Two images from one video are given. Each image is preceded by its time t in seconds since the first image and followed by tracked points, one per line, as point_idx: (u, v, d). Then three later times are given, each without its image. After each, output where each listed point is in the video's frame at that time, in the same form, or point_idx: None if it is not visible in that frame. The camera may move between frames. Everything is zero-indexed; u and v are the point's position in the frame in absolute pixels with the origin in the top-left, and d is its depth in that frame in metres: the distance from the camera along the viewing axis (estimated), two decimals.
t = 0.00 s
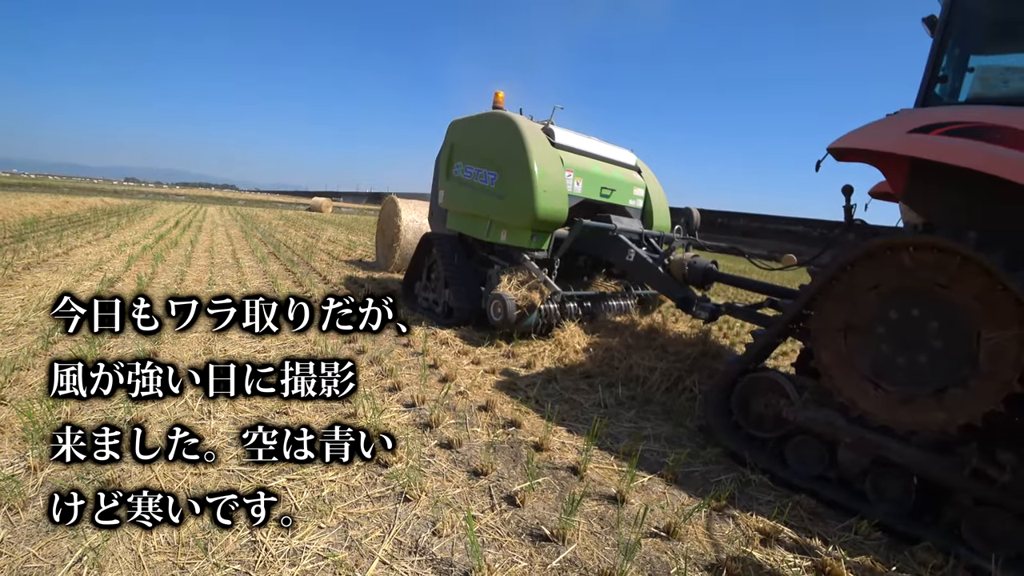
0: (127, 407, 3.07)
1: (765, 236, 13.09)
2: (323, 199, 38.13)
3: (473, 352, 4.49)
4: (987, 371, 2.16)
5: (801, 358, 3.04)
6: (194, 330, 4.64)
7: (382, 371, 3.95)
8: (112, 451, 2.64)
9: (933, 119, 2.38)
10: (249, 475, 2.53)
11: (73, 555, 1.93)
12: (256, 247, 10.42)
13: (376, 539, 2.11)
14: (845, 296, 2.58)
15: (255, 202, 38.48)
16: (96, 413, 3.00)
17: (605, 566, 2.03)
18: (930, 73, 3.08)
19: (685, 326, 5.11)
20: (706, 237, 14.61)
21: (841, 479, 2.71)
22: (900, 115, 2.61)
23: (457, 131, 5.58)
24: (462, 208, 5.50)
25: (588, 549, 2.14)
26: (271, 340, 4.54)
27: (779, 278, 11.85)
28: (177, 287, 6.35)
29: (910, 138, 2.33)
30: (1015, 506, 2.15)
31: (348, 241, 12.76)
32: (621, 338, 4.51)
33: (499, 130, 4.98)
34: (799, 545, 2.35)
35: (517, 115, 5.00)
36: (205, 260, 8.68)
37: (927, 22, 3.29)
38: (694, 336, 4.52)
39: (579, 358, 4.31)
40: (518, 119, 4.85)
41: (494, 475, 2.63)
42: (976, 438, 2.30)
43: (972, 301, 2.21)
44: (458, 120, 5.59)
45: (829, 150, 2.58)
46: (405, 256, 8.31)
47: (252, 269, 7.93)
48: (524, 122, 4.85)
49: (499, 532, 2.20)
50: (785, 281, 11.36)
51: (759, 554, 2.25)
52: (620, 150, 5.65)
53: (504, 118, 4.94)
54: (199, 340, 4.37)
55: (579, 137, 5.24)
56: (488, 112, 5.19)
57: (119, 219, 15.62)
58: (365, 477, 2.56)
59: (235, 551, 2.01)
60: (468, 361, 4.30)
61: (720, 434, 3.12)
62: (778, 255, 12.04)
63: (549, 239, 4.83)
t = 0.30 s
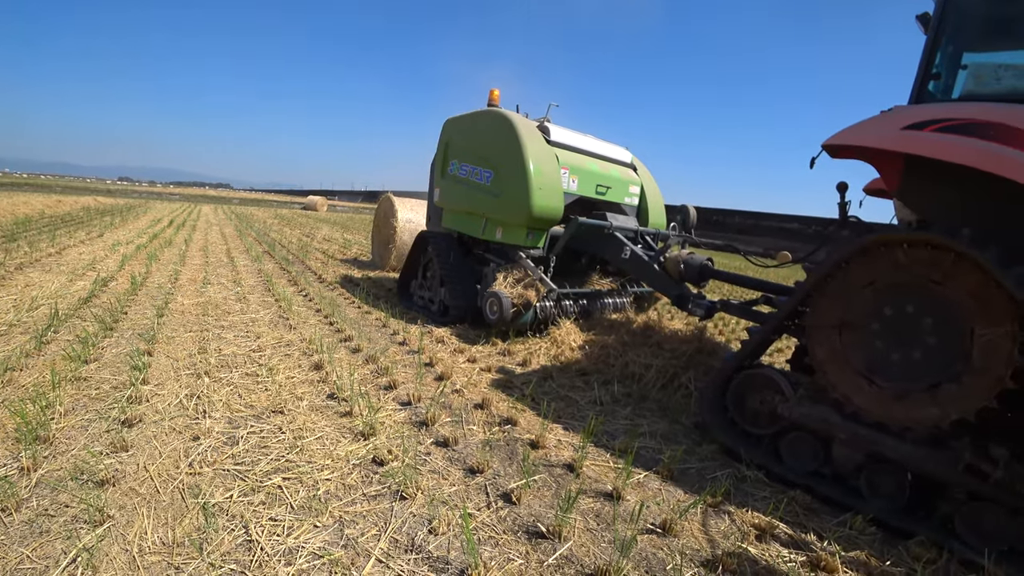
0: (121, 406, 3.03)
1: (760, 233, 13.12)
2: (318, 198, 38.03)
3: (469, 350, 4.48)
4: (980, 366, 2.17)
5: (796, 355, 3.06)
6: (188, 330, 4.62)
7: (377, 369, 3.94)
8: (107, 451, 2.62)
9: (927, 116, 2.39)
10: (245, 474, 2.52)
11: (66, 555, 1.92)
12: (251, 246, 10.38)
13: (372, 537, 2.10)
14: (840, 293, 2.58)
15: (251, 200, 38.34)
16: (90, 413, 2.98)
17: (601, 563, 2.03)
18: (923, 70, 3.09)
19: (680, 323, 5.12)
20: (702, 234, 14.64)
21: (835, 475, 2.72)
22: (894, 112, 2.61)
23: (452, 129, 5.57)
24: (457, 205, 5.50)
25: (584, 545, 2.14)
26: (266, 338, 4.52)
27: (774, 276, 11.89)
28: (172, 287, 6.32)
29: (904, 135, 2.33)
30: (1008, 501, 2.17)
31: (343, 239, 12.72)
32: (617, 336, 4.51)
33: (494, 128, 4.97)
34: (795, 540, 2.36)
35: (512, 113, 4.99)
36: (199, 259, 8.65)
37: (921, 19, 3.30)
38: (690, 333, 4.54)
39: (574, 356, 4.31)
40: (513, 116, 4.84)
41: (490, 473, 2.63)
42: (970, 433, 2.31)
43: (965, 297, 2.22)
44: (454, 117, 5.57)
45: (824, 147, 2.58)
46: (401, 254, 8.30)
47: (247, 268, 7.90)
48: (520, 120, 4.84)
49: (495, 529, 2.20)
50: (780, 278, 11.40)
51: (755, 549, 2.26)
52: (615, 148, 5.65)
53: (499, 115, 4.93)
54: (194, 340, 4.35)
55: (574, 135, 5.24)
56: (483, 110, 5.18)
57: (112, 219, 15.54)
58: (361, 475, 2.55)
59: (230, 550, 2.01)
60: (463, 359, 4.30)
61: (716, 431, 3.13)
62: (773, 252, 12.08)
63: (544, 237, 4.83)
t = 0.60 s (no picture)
0: (113, 408, 3.01)
1: (753, 232, 13.19)
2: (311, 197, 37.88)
3: (462, 351, 4.48)
4: (968, 364, 2.19)
5: (788, 353, 3.08)
6: (180, 331, 4.59)
7: (371, 370, 3.93)
8: (99, 455, 2.61)
9: (917, 116, 2.41)
10: (237, 476, 2.51)
11: (57, 560, 1.90)
12: (244, 246, 10.34)
13: (366, 538, 2.10)
14: (831, 291, 2.60)
15: (243, 200, 38.18)
16: (80, 416, 2.96)
17: (594, 562, 2.04)
18: (913, 70, 3.11)
19: (674, 323, 5.14)
20: (695, 233, 14.67)
21: (827, 472, 2.74)
22: (885, 112, 2.63)
23: (445, 129, 5.56)
24: (451, 205, 5.49)
25: (578, 544, 2.15)
26: (259, 340, 4.50)
27: (767, 275, 11.94)
28: (164, 288, 6.28)
29: (894, 135, 2.35)
30: (997, 496, 2.19)
31: (336, 239, 12.67)
32: (610, 335, 4.52)
33: (488, 128, 4.97)
34: (787, 538, 2.37)
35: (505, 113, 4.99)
36: (192, 260, 8.61)
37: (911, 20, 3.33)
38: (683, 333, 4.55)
39: (568, 356, 4.32)
40: (507, 117, 4.84)
41: (484, 473, 2.63)
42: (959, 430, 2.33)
43: (954, 296, 2.24)
44: (447, 117, 5.57)
45: (815, 147, 2.60)
46: (394, 255, 8.28)
47: (239, 268, 7.86)
48: (513, 120, 4.84)
49: (489, 530, 2.20)
50: (773, 277, 11.43)
51: (748, 547, 2.27)
52: (609, 147, 5.66)
53: (492, 116, 4.93)
54: (186, 342, 4.33)
55: (567, 135, 5.24)
56: (476, 110, 5.18)
57: (103, 219, 15.44)
58: (354, 476, 2.55)
59: (223, 553, 2.00)
60: (457, 359, 4.29)
61: (709, 430, 3.15)
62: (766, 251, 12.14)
63: (537, 237, 4.83)
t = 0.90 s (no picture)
0: (104, 411, 3.00)
1: (746, 232, 13.25)
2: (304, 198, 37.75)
3: (456, 351, 4.49)
4: (957, 362, 2.22)
5: (780, 352, 3.10)
6: (173, 333, 4.57)
7: (365, 371, 3.93)
8: (89, 458, 2.59)
9: (905, 117, 2.44)
10: (230, 478, 2.50)
11: (48, 564, 1.89)
12: (236, 248, 10.29)
13: (360, 540, 2.10)
14: (822, 291, 2.62)
15: (234, 201, 37.91)
16: (71, 419, 2.94)
17: (588, 561, 2.04)
18: (902, 72, 3.14)
19: (667, 323, 5.16)
20: (688, 234, 14.72)
21: (820, 470, 2.76)
22: (874, 113, 2.66)
23: (439, 130, 5.57)
24: (444, 206, 5.50)
25: (571, 544, 2.16)
26: (252, 341, 4.49)
27: (760, 275, 12.00)
28: (156, 290, 6.24)
29: (884, 136, 2.38)
30: (987, 493, 2.21)
31: (329, 240, 12.63)
32: (604, 335, 4.54)
33: (481, 129, 4.97)
34: (780, 536, 2.39)
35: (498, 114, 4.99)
36: (184, 261, 8.56)
37: (900, 21, 3.36)
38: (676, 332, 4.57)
39: (562, 356, 4.33)
40: (500, 118, 4.85)
41: (478, 474, 2.64)
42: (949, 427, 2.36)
43: (944, 295, 2.26)
44: (440, 118, 5.57)
45: (806, 148, 2.62)
46: (388, 256, 8.27)
47: (232, 270, 7.83)
48: (506, 121, 4.84)
49: (482, 530, 2.21)
50: (766, 277, 11.49)
51: (741, 545, 2.29)
52: (602, 148, 5.68)
53: (485, 117, 4.93)
54: (178, 344, 4.31)
55: (560, 135, 5.26)
56: (469, 111, 5.18)
57: (94, 220, 15.33)
58: (348, 478, 2.54)
59: (216, 555, 1.99)
60: (451, 360, 4.30)
61: (702, 429, 3.17)
62: (759, 251, 12.20)
63: (530, 237, 4.84)
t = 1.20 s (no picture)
0: (92, 416, 2.97)
1: (736, 232, 13.33)
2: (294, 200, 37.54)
3: (447, 353, 4.49)
4: (943, 358, 2.25)
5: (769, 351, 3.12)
6: (161, 337, 4.53)
7: (355, 374, 3.91)
8: (75, 464, 2.57)
9: (890, 117, 2.47)
10: (219, 482, 2.49)
11: (34, 571, 1.87)
12: (226, 250, 10.22)
13: (351, 542, 2.10)
14: (810, 289, 2.65)
15: (224, 203, 37.61)
16: (57, 425, 2.91)
17: (579, 561, 2.05)
18: (887, 72, 3.14)
19: (658, 322, 5.18)
20: (679, 234, 14.79)
21: (809, 468, 2.78)
22: (859, 113, 2.69)
23: (428, 131, 5.56)
24: (434, 208, 5.49)
25: (562, 544, 2.17)
26: (242, 345, 4.46)
27: (750, 274, 12.08)
28: (144, 293, 6.19)
29: (870, 136, 2.40)
30: (973, 488, 2.24)
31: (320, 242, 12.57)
32: (595, 335, 4.55)
33: (470, 131, 4.98)
34: (769, 533, 2.41)
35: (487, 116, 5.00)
36: (173, 264, 8.50)
37: (885, 22, 3.39)
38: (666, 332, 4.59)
39: (553, 357, 4.34)
40: (489, 119, 4.85)
41: (469, 475, 2.64)
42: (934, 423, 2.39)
43: (929, 293, 2.29)
44: (429, 120, 5.57)
45: (793, 148, 2.64)
46: (379, 258, 8.24)
47: (221, 273, 7.78)
48: (495, 122, 4.85)
49: (474, 531, 2.21)
50: (756, 276, 11.56)
51: (731, 543, 2.30)
52: (592, 149, 5.70)
53: (475, 118, 4.94)
54: (167, 348, 4.28)
55: (550, 136, 5.27)
56: (459, 112, 5.18)
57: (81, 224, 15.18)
58: (338, 481, 2.54)
59: (206, 560, 1.98)
60: (442, 361, 4.29)
61: (692, 428, 3.18)
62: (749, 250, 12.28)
63: (521, 238, 4.84)
